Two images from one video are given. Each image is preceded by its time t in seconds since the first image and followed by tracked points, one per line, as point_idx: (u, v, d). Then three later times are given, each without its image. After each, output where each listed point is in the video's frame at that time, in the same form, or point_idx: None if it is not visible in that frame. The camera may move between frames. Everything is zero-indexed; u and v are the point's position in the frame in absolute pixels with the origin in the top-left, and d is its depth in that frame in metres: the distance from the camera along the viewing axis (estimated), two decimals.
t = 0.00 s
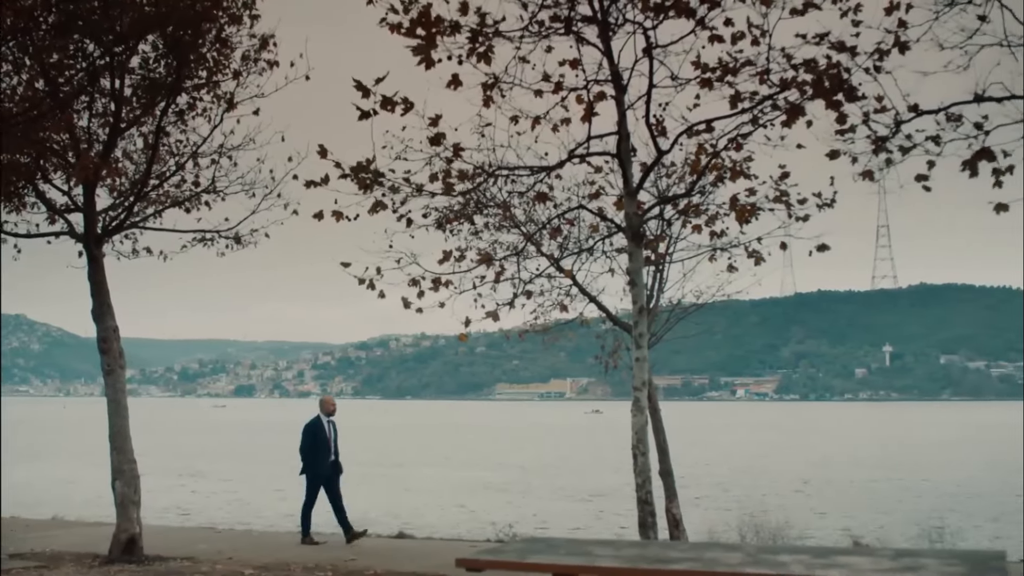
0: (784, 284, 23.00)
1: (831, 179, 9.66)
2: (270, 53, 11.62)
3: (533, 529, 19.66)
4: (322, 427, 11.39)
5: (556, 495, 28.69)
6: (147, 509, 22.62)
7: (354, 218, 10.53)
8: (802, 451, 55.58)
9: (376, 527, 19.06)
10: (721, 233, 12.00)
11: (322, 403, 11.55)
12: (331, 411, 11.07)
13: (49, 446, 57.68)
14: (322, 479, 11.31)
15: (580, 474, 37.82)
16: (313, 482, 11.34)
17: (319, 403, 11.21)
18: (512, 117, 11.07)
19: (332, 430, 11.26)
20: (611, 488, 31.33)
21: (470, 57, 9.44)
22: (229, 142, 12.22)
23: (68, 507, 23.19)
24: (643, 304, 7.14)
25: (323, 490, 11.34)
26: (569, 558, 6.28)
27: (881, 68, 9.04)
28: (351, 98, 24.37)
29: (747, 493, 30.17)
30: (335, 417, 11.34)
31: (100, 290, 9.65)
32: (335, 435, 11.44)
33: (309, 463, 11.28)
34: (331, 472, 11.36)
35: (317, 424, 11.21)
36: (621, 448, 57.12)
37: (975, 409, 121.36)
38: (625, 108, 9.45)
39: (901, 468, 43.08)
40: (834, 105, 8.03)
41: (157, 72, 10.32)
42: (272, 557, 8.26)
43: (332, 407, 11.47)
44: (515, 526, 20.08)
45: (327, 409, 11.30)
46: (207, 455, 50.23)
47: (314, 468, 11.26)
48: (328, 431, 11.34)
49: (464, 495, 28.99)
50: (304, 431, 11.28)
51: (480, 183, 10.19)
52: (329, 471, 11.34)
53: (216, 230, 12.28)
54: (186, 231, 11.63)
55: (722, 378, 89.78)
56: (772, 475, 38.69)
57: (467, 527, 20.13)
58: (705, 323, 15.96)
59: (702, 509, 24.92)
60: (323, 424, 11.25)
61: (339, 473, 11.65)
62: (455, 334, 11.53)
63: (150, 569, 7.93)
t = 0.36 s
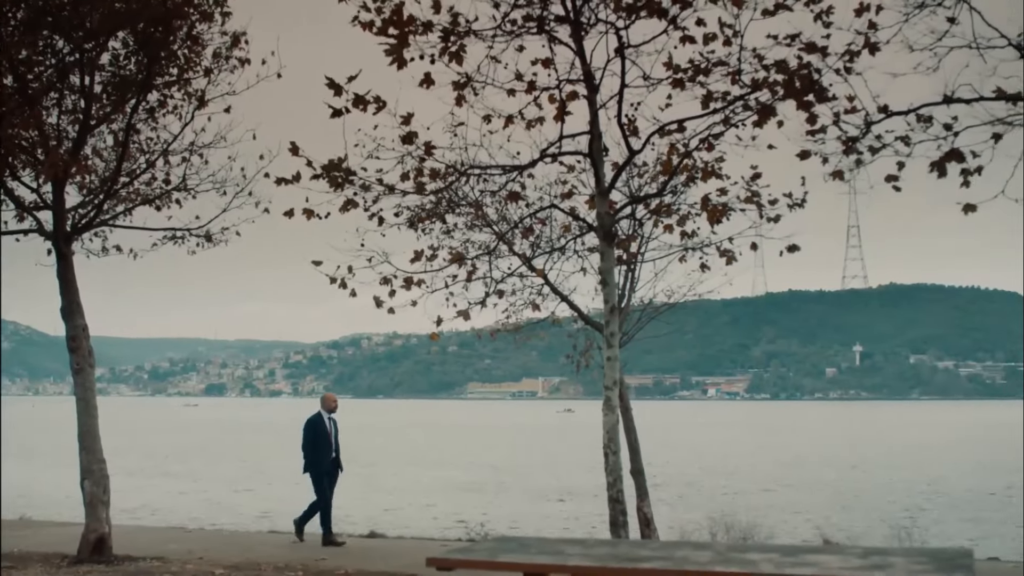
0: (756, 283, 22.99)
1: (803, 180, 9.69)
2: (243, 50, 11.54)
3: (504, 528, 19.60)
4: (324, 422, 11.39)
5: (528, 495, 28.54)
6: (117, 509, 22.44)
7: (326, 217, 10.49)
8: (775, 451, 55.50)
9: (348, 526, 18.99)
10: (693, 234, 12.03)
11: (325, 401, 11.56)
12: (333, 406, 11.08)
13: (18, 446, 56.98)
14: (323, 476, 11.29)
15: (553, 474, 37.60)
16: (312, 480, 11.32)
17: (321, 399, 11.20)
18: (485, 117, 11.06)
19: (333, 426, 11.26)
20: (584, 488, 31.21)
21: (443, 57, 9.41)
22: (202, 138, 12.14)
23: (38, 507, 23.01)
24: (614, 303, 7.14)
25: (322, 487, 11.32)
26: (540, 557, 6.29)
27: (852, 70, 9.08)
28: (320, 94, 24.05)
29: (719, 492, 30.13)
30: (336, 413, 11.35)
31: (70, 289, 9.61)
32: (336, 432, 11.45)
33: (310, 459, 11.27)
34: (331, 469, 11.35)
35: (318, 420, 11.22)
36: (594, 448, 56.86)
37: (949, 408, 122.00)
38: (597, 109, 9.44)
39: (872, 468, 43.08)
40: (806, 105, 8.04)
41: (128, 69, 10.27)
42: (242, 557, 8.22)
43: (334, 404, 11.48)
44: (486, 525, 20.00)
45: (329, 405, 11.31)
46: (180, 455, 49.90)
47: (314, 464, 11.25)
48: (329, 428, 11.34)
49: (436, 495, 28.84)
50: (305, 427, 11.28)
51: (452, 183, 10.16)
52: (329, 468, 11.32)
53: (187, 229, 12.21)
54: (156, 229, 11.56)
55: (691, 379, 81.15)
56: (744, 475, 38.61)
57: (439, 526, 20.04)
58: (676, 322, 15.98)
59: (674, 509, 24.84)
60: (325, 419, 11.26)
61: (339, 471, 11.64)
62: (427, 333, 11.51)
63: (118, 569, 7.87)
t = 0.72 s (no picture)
0: (725, 282, 23.04)
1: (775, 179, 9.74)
2: (214, 47, 11.56)
3: (477, 527, 19.56)
4: (322, 422, 11.34)
5: (502, 494, 28.45)
6: (86, 507, 22.21)
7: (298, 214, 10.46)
8: (747, 449, 55.55)
9: (319, 525, 18.89)
10: (665, 233, 12.06)
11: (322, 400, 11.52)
12: (332, 408, 11.06)
13: None
14: (323, 477, 11.28)
15: (525, 473, 37.45)
16: (312, 480, 11.32)
17: (321, 401, 11.16)
18: (457, 114, 11.07)
19: (333, 427, 11.25)
20: (558, 487, 31.16)
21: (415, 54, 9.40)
22: (172, 135, 12.13)
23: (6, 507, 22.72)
24: (586, 302, 7.18)
25: (322, 488, 11.32)
26: (511, 555, 6.29)
27: (823, 70, 9.13)
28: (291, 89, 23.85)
29: (691, 491, 30.14)
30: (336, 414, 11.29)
31: (39, 285, 9.58)
32: (335, 432, 11.43)
33: (310, 460, 11.25)
34: (331, 469, 11.36)
35: (318, 422, 11.18)
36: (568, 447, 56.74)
37: (921, 405, 123.03)
38: (569, 107, 9.46)
39: (843, 466, 43.18)
40: (777, 105, 8.08)
41: (99, 65, 10.24)
42: (212, 555, 8.17)
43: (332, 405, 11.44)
44: (460, 524, 19.95)
45: (327, 406, 11.27)
46: (150, 453, 49.46)
47: (315, 466, 11.23)
48: (329, 429, 11.32)
49: (409, 494, 28.71)
50: (305, 429, 11.21)
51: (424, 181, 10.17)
52: (329, 468, 11.32)
53: (158, 227, 12.18)
54: (127, 226, 11.54)
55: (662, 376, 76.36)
56: (717, 473, 38.60)
57: (411, 525, 19.97)
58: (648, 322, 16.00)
59: (647, 507, 24.82)
60: (324, 421, 11.22)
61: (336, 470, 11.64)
62: (399, 332, 11.48)
63: (89, 569, 7.79)
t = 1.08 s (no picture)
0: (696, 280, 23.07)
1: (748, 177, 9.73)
2: (186, 42, 11.46)
3: (452, 524, 19.53)
4: (325, 418, 11.20)
5: (477, 491, 28.41)
6: (60, 505, 22.11)
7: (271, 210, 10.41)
8: (723, 447, 55.70)
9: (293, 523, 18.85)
10: (638, 230, 12.05)
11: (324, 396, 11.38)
12: (334, 401, 10.93)
13: None
14: (328, 473, 11.11)
15: (499, 470, 37.41)
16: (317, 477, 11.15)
17: (321, 395, 11.03)
18: (431, 111, 11.03)
19: (335, 422, 11.10)
20: (533, 484, 31.17)
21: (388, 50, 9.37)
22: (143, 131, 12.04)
23: None
24: (559, 300, 7.20)
25: (328, 484, 11.14)
26: (484, 552, 6.28)
27: (796, 69, 9.14)
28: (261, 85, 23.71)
29: (665, 488, 30.19)
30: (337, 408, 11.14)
31: (8, 278, 9.56)
32: (338, 427, 11.26)
33: (314, 457, 11.08)
34: (336, 464, 11.19)
35: (320, 416, 11.03)
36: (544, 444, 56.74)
37: (894, 403, 124.19)
38: (543, 104, 9.43)
39: (817, 463, 43.37)
40: (750, 103, 8.10)
41: (70, 60, 10.17)
42: (184, 553, 8.15)
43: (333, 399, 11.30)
44: (433, 521, 19.91)
45: (328, 400, 11.14)
46: (125, 450, 49.26)
47: (319, 461, 11.05)
48: (332, 424, 11.15)
49: (383, 491, 28.65)
50: (307, 425, 11.07)
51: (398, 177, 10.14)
52: (333, 464, 11.15)
53: (129, 222, 12.11)
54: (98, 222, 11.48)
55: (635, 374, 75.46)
56: (692, 470, 38.67)
57: (384, 522, 19.91)
58: (622, 319, 15.98)
59: (621, 504, 24.86)
60: (326, 415, 11.08)
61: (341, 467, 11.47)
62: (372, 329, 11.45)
63: (59, 567, 7.73)
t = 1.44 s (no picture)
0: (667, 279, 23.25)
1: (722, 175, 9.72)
2: (158, 37, 11.38)
3: (426, 521, 19.54)
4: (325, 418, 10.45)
5: (452, 489, 28.48)
6: (34, 502, 21.99)
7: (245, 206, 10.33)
8: (697, 445, 56.07)
9: (264, 520, 18.82)
10: (611, 227, 12.02)
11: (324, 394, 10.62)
12: (336, 400, 10.21)
13: None
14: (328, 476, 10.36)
15: (474, 467, 37.52)
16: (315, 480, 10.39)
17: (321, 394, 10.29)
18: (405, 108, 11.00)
19: (336, 422, 10.36)
20: (507, 481, 31.27)
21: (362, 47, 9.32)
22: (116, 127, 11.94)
23: None
24: (534, 297, 7.22)
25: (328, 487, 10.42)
26: (459, 549, 6.27)
27: (770, 67, 9.10)
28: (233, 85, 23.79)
29: (638, 485, 30.38)
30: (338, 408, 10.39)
31: None
32: (338, 427, 10.51)
33: (312, 457, 10.35)
34: (336, 467, 10.45)
35: (319, 415, 10.28)
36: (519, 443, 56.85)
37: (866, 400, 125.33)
38: (517, 101, 9.39)
39: (788, 461, 43.71)
40: (724, 101, 8.11)
41: (42, 55, 10.15)
42: (155, 551, 8.10)
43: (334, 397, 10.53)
44: (408, 518, 19.95)
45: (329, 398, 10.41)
46: (100, 448, 49.10)
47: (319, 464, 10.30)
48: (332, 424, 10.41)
49: (358, 489, 28.68)
50: (306, 424, 10.32)
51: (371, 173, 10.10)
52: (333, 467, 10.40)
53: (102, 219, 12.06)
54: (70, 218, 11.43)
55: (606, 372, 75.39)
56: (665, 467, 38.94)
57: (357, 519, 19.91)
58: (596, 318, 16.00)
59: (594, 501, 25.00)
60: (326, 414, 10.34)
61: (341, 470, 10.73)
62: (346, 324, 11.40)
63: (29, 566, 7.66)
